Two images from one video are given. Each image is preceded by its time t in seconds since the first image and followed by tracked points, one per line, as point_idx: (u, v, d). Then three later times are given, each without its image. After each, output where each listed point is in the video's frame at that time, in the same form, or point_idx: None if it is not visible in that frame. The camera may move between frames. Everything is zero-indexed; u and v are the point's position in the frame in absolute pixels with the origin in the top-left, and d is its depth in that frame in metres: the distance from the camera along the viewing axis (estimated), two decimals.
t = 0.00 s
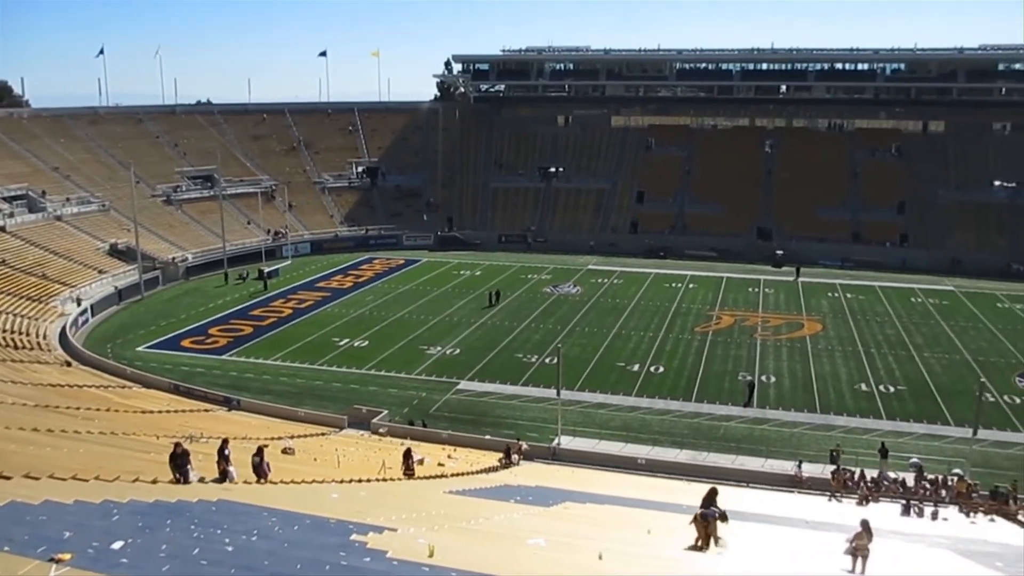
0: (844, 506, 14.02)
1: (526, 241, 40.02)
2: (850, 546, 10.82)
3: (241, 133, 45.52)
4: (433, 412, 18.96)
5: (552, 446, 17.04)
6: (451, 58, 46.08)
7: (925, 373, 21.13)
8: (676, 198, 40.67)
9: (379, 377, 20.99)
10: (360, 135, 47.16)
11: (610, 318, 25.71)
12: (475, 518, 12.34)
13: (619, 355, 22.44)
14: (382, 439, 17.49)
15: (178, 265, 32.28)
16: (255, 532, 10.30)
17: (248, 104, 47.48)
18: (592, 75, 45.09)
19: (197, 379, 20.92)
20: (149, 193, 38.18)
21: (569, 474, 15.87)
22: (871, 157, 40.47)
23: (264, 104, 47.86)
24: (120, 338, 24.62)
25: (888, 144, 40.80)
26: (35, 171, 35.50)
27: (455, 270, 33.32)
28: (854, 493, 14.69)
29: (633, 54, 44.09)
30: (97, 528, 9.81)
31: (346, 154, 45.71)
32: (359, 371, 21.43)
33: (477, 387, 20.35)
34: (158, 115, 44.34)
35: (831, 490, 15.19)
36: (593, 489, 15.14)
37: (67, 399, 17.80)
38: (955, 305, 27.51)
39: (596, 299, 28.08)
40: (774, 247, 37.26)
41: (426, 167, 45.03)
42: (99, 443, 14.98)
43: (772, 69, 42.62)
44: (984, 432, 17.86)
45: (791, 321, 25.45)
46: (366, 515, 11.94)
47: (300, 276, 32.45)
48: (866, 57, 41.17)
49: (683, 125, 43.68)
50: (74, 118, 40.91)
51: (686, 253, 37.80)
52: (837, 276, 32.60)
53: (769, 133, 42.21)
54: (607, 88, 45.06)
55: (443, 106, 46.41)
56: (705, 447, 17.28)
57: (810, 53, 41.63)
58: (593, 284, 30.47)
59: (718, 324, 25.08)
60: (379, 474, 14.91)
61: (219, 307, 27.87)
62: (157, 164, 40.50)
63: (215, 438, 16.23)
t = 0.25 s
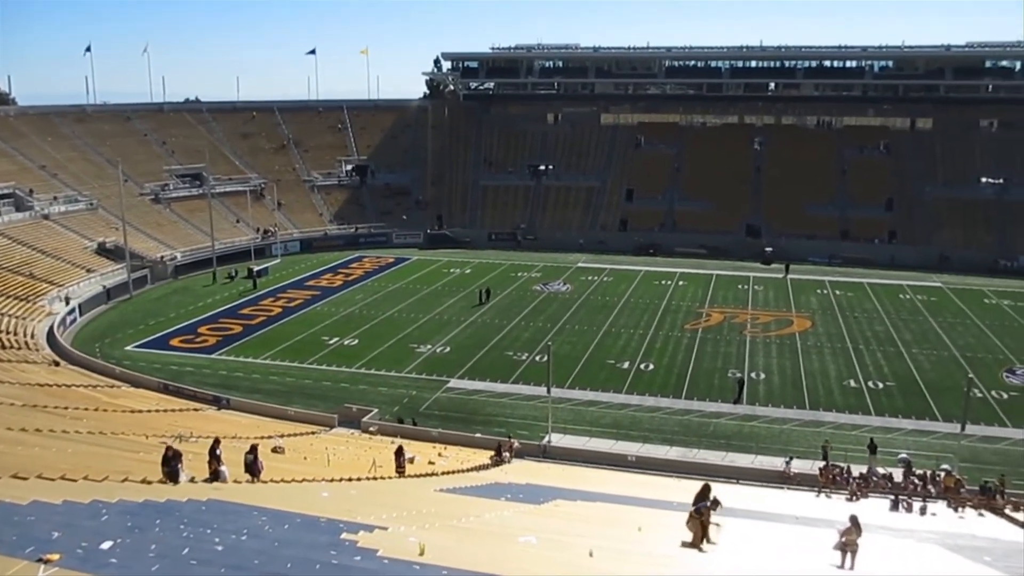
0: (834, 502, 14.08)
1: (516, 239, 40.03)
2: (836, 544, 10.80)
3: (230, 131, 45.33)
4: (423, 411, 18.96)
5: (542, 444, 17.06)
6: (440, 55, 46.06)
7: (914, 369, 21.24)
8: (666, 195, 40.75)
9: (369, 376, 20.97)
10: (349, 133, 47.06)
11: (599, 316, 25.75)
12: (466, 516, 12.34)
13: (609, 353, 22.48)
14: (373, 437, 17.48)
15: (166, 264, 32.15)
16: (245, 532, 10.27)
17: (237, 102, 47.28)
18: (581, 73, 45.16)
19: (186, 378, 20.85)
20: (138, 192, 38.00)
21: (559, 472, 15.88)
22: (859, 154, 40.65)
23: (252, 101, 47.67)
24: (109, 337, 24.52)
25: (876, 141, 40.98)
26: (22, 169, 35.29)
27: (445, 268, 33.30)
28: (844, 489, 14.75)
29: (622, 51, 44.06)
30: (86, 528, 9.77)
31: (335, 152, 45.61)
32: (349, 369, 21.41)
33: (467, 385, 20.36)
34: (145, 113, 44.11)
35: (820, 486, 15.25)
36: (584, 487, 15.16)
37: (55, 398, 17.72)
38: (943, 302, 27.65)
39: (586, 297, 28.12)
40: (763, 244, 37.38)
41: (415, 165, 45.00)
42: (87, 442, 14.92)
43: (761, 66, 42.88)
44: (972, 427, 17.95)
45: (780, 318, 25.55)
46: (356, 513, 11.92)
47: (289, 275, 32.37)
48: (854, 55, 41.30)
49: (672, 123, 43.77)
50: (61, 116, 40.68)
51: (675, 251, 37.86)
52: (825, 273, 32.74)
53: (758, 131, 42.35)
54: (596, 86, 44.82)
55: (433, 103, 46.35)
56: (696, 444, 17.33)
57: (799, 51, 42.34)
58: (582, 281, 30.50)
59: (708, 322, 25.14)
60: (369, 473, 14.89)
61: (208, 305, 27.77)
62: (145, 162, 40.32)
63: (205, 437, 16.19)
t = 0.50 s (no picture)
0: (821, 498, 14.17)
1: (504, 237, 40.01)
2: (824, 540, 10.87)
3: (218, 129, 45.15)
4: (412, 409, 18.96)
5: (531, 442, 17.09)
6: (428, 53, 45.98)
7: (900, 365, 21.36)
8: (655, 192, 40.80)
9: (358, 374, 20.95)
10: (337, 130, 46.92)
11: (588, 314, 25.78)
12: (455, 514, 12.35)
13: (598, 351, 22.52)
14: (361, 435, 17.46)
15: (153, 262, 32.00)
16: (233, 531, 10.24)
17: (224, 99, 47.06)
18: (569, 70, 44.95)
19: (173, 377, 20.78)
20: (125, 189, 37.80)
21: (548, 470, 15.91)
22: (847, 152, 40.81)
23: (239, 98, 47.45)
24: (95, 336, 24.40)
25: (863, 139, 41.16)
26: (7, 166, 35.05)
27: (433, 266, 33.28)
28: (831, 485, 14.84)
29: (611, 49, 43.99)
30: (73, 528, 9.73)
31: (323, 149, 45.47)
32: (338, 367, 21.38)
33: (456, 383, 20.37)
34: (132, 110, 43.84)
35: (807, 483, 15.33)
36: (573, 484, 15.20)
37: (42, 397, 17.63)
38: (930, 298, 27.82)
39: (575, 294, 28.16)
40: (751, 242, 37.49)
41: (403, 163, 44.95)
42: (75, 442, 14.86)
43: (749, 64, 42.72)
44: (958, 423, 18.07)
45: (768, 315, 25.64)
46: (344, 512, 11.91)
47: (277, 273, 32.28)
48: (841, 53, 41.42)
49: (660, 120, 43.85)
50: (47, 113, 40.40)
51: (664, 248, 37.92)
52: (813, 270, 32.87)
53: (746, 128, 42.47)
54: (585, 83, 44.64)
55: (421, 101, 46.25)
56: (684, 441, 17.39)
57: (787, 49, 42.30)
58: (571, 279, 30.53)
59: (696, 319, 25.21)
60: (358, 471, 14.88)
61: (195, 303, 27.67)
62: (132, 159, 40.09)
63: (193, 436, 16.14)
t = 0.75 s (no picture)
0: (810, 496, 14.24)
1: (494, 235, 40.00)
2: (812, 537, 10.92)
3: (206, 126, 44.98)
4: (401, 408, 18.94)
5: (521, 441, 17.10)
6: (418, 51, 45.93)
7: (888, 364, 21.48)
8: (644, 191, 40.86)
9: (347, 373, 20.92)
10: (327, 129, 46.81)
11: (577, 312, 25.81)
12: (444, 513, 12.35)
13: (587, 350, 22.55)
14: (351, 434, 17.44)
15: (141, 260, 31.87)
16: (221, 530, 10.21)
17: (213, 96, 46.86)
18: (559, 69, 44.95)
19: (162, 376, 20.71)
20: (113, 187, 37.62)
21: (537, 469, 15.91)
22: (835, 151, 40.96)
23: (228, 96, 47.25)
24: (83, 334, 24.28)
25: (852, 138, 41.33)
26: None
27: (423, 265, 33.24)
28: (819, 483, 14.91)
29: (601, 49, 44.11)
30: (60, 527, 9.69)
31: (312, 148, 45.36)
32: (327, 366, 21.34)
33: (446, 382, 20.36)
34: (120, 107, 43.61)
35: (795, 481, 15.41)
36: (562, 483, 15.22)
37: (28, 396, 17.54)
38: (917, 297, 27.97)
39: (564, 293, 28.18)
40: (740, 241, 37.58)
41: (392, 161, 44.92)
42: (62, 440, 14.79)
43: (738, 64, 42.81)
44: (945, 421, 18.18)
45: (756, 314, 25.71)
46: (334, 511, 11.90)
47: (266, 272, 32.19)
48: (829, 52, 41.61)
49: (649, 119, 43.96)
50: (34, 109, 40.14)
51: (653, 247, 37.98)
52: (801, 269, 32.98)
53: (735, 128, 42.59)
54: (574, 83, 44.61)
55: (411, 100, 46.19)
56: (673, 439, 17.44)
57: (776, 49, 42.25)
58: (560, 278, 30.55)
59: (685, 318, 25.26)
60: (347, 470, 14.86)
61: (184, 302, 27.57)
62: (120, 157, 39.90)
63: (181, 435, 16.09)
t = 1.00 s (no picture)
0: (796, 494, 14.32)
1: (481, 235, 40.00)
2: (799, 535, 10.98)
3: (192, 126, 44.76)
4: (389, 408, 18.92)
5: (508, 440, 17.12)
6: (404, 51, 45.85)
7: (874, 362, 21.62)
8: (631, 191, 40.95)
9: (334, 373, 20.88)
10: (313, 128, 46.68)
11: (564, 312, 25.84)
12: (431, 513, 12.34)
13: (574, 349, 22.59)
14: (338, 435, 17.41)
15: (127, 260, 31.70)
16: (208, 531, 10.17)
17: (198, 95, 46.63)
18: (546, 69, 44.95)
19: (147, 377, 20.61)
20: (98, 187, 37.40)
21: (525, 468, 15.94)
22: (821, 151, 41.16)
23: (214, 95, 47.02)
24: (68, 335, 24.13)
25: (837, 138, 41.55)
26: None
27: (410, 265, 33.21)
28: (805, 481, 15.00)
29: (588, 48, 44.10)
30: (45, 530, 9.64)
31: (299, 147, 45.23)
32: (314, 367, 21.29)
33: (433, 382, 20.35)
34: (104, 107, 43.33)
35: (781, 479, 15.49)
36: (549, 483, 15.24)
37: (13, 398, 17.43)
38: (902, 295, 28.15)
39: (551, 293, 28.21)
40: (727, 240, 37.71)
41: (379, 161, 44.85)
42: (46, 442, 14.71)
43: (724, 64, 42.94)
44: (930, 419, 18.31)
45: (743, 314, 25.81)
46: (321, 512, 11.88)
47: (253, 272, 32.08)
48: (815, 52, 41.82)
49: (635, 119, 44.07)
50: (17, 109, 39.85)
51: (640, 247, 38.06)
52: (787, 268, 33.14)
53: (721, 127, 42.74)
54: (561, 83, 44.64)
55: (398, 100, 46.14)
56: (660, 439, 17.49)
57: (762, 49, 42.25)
58: (547, 278, 30.57)
59: (672, 318, 25.33)
60: (334, 471, 14.83)
61: (169, 303, 27.45)
62: (105, 157, 39.66)
63: (167, 437, 16.02)
